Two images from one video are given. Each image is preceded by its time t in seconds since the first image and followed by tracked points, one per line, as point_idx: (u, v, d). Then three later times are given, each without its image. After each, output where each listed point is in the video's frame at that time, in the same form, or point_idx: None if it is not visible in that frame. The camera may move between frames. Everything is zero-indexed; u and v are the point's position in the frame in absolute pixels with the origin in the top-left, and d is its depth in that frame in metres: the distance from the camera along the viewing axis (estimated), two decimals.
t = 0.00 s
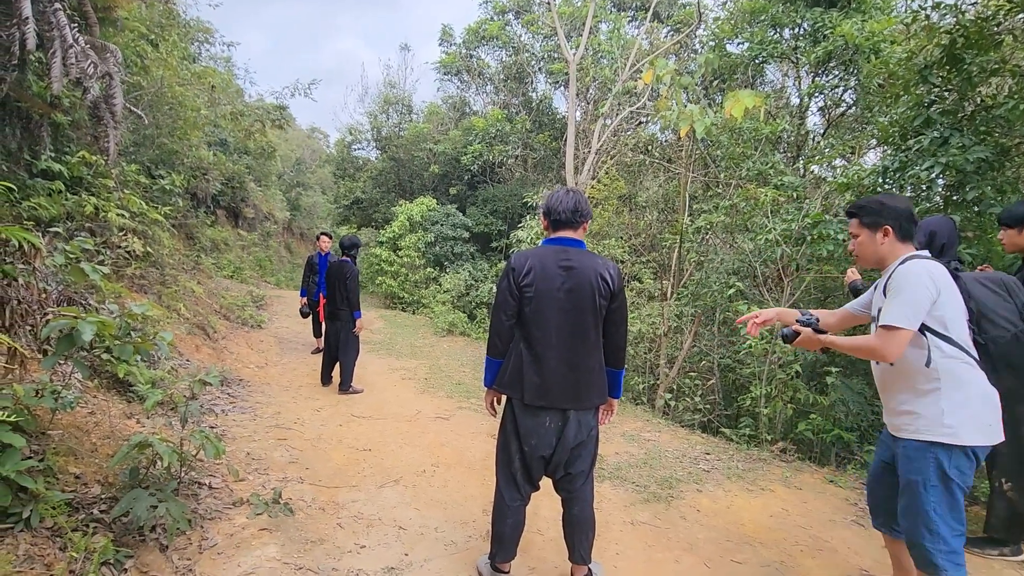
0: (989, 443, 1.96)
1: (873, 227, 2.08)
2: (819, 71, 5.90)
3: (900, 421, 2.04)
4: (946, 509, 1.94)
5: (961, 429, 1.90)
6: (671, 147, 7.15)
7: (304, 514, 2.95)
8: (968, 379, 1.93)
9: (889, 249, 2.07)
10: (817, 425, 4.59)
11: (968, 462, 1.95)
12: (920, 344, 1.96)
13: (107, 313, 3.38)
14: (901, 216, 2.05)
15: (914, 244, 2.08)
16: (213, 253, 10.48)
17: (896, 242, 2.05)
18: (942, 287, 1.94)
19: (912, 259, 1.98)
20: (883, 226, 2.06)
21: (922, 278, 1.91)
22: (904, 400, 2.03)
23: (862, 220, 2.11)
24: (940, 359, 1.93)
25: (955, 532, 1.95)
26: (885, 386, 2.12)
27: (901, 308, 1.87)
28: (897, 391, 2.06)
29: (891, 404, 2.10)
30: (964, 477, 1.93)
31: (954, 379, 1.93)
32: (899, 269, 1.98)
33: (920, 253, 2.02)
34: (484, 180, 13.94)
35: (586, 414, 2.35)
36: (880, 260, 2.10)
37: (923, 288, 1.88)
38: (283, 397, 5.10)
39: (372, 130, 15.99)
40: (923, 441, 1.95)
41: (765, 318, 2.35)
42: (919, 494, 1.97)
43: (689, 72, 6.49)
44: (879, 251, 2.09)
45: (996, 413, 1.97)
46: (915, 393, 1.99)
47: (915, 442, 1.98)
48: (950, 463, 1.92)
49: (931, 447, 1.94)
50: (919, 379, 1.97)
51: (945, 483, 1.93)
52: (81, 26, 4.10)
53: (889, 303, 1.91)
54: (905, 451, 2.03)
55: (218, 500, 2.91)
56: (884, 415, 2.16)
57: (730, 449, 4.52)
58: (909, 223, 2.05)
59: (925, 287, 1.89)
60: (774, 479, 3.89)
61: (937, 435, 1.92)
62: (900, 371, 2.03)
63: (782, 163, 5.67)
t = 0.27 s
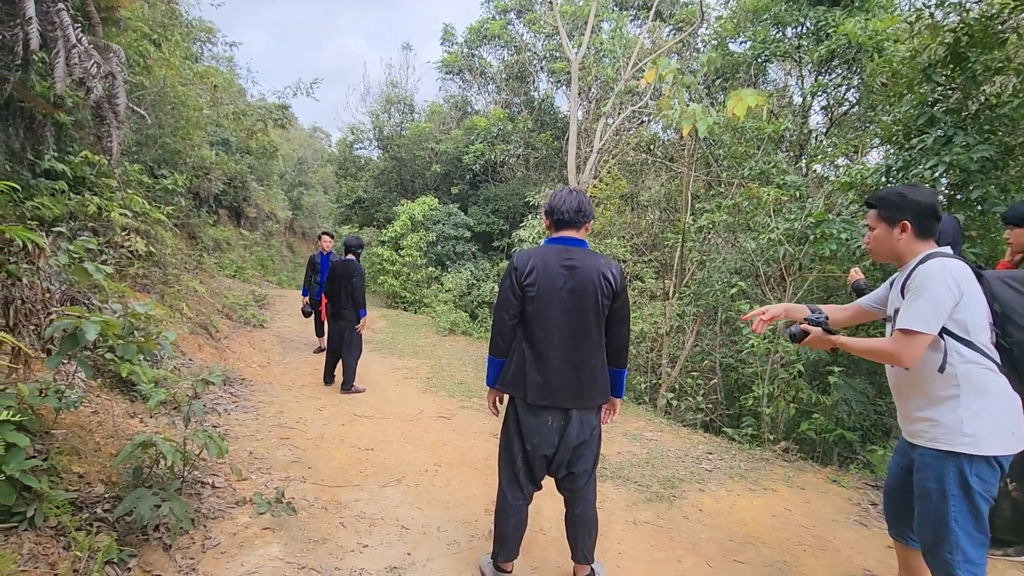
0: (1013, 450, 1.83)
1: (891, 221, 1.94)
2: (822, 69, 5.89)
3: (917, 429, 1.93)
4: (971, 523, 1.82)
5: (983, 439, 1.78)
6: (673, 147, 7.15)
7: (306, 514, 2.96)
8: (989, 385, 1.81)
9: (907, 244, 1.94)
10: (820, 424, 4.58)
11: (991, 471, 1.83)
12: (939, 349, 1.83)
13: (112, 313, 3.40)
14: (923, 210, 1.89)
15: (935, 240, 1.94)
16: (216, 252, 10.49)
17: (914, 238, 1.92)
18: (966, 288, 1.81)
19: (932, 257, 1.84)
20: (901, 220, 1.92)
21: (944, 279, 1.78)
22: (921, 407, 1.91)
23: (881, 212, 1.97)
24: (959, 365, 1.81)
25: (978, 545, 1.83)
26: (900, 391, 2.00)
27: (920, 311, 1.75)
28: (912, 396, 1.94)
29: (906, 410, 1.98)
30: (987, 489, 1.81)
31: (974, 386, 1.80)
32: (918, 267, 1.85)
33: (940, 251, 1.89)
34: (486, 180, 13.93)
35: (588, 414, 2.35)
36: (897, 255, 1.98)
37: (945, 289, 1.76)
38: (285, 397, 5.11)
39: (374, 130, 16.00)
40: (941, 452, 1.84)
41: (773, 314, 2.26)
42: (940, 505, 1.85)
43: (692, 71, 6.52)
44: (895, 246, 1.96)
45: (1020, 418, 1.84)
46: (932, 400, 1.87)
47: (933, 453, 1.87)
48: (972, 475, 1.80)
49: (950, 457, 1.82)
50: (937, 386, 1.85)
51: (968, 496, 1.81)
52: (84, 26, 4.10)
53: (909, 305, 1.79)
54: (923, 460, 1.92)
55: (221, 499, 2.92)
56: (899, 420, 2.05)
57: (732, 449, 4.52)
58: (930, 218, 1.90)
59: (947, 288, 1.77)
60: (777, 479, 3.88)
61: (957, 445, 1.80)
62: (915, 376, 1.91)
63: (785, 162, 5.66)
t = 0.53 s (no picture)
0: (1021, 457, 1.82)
1: (915, 216, 1.91)
2: (826, 68, 5.87)
3: (926, 431, 1.90)
4: (983, 531, 1.80)
5: (995, 444, 1.76)
6: (677, 146, 7.14)
7: (309, 512, 2.96)
8: (1003, 390, 1.79)
9: (931, 240, 1.92)
10: (823, 424, 4.57)
11: (1001, 477, 1.81)
12: (959, 350, 1.80)
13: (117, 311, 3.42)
14: (946, 203, 1.88)
15: (956, 233, 1.93)
16: (218, 251, 10.51)
17: (938, 233, 1.90)
18: (993, 286, 1.78)
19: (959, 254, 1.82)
20: (926, 214, 1.90)
21: (972, 276, 1.74)
22: (931, 409, 1.89)
23: (902, 206, 1.94)
24: (977, 369, 1.78)
25: (991, 550, 1.81)
26: (910, 392, 1.98)
27: (947, 309, 1.71)
28: (922, 398, 1.92)
29: (915, 412, 1.96)
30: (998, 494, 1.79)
31: (989, 391, 1.78)
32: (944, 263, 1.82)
33: (963, 246, 1.89)
34: (488, 179, 13.93)
35: (588, 412, 2.34)
36: (918, 251, 1.96)
37: (974, 287, 1.73)
38: (288, 395, 5.12)
39: (377, 129, 16.00)
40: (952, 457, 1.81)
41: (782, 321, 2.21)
42: (950, 512, 1.83)
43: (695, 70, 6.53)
44: (919, 241, 1.93)
45: None
46: (945, 403, 1.85)
47: (943, 458, 1.85)
48: (983, 481, 1.78)
49: (960, 463, 1.80)
50: (952, 389, 1.82)
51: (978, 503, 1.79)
52: (88, 26, 4.11)
53: (933, 301, 1.75)
54: (931, 467, 1.89)
55: (224, 497, 2.92)
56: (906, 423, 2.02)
57: (735, 448, 4.51)
58: (953, 212, 1.89)
59: (975, 286, 1.74)
60: (780, 479, 3.88)
61: (967, 449, 1.78)
62: (929, 377, 1.88)
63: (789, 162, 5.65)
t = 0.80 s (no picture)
0: None
1: (926, 217, 1.85)
2: (830, 68, 5.85)
3: (940, 436, 1.89)
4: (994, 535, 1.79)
5: (1010, 450, 1.75)
6: (680, 145, 7.13)
7: (313, 511, 2.97)
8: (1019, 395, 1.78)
9: (943, 241, 1.87)
10: (827, 425, 4.56)
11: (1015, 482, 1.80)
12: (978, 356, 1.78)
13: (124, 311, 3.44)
14: (957, 202, 1.82)
15: (966, 233, 1.89)
16: (222, 251, 10.54)
17: (950, 234, 1.85)
18: (1011, 288, 1.75)
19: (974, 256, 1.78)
20: (939, 215, 1.84)
21: (992, 279, 1.71)
22: (944, 414, 1.87)
23: (912, 208, 1.87)
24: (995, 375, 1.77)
25: (1001, 554, 1.81)
26: (923, 396, 1.96)
27: (969, 313, 1.68)
28: (937, 403, 1.90)
29: (927, 417, 1.94)
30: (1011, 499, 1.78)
31: (1005, 396, 1.77)
32: (960, 267, 1.78)
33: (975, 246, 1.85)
34: (492, 179, 13.95)
35: (586, 412, 2.34)
36: (929, 253, 1.90)
37: (994, 291, 1.70)
38: (292, 395, 5.13)
39: (380, 129, 16.02)
40: (966, 461, 1.80)
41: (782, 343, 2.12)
42: (962, 516, 1.82)
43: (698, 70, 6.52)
44: (930, 243, 1.88)
45: None
46: (960, 408, 1.83)
47: (956, 461, 1.84)
48: (997, 486, 1.77)
49: (974, 467, 1.79)
50: (968, 395, 1.81)
51: (991, 507, 1.78)
52: (94, 27, 4.12)
53: (953, 306, 1.72)
54: (943, 470, 1.88)
55: (229, 496, 2.94)
56: (917, 427, 2.01)
57: (739, 449, 4.51)
58: (963, 211, 1.84)
59: (995, 289, 1.70)
60: (784, 479, 3.87)
61: (983, 455, 1.77)
62: (945, 383, 1.86)
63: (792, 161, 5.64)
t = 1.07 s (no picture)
0: None
1: (936, 216, 1.84)
2: (836, 66, 5.82)
3: (960, 440, 1.85)
4: (1013, 539, 1.76)
5: None
6: (684, 144, 7.12)
7: (318, 509, 2.99)
8: None
9: (954, 240, 1.85)
10: (832, 424, 4.54)
11: None
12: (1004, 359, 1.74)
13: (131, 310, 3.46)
14: (967, 201, 1.81)
15: (975, 232, 1.87)
16: (227, 250, 10.58)
17: (961, 233, 1.84)
18: None
19: (989, 255, 1.75)
20: (951, 214, 1.82)
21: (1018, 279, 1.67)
22: (965, 418, 1.83)
23: (922, 207, 1.85)
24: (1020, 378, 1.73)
25: (1017, 557, 1.79)
26: (941, 399, 1.91)
27: (997, 314, 1.64)
28: (955, 406, 1.86)
29: (945, 420, 1.90)
30: None
31: None
32: (979, 267, 1.75)
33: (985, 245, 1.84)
34: (495, 178, 13.95)
35: (583, 410, 2.34)
36: (940, 253, 1.88)
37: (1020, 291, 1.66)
38: (297, 393, 5.15)
39: (384, 128, 16.04)
40: (989, 466, 1.76)
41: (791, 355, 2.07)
42: (981, 520, 1.78)
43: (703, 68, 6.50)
44: (941, 242, 1.86)
45: None
46: (983, 412, 1.79)
47: (975, 465, 1.80)
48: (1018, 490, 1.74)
49: (997, 472, 1.76)
50: (991, 398, 1.77)
51: (1011, 511, 1.75)
52: (101, 27, 4.13)
53: (979, 307, 1.68)
54: (960, 473, 1.85)
55: (234, 494, 2.95)
56: (933, 429, 1.97)
57: (743, 448, 4.50)
58: (974, 210, 1.83)
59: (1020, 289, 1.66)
60: (789, 479, 3.86)
61: (1007, 460, 1.73)
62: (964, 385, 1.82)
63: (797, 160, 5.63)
